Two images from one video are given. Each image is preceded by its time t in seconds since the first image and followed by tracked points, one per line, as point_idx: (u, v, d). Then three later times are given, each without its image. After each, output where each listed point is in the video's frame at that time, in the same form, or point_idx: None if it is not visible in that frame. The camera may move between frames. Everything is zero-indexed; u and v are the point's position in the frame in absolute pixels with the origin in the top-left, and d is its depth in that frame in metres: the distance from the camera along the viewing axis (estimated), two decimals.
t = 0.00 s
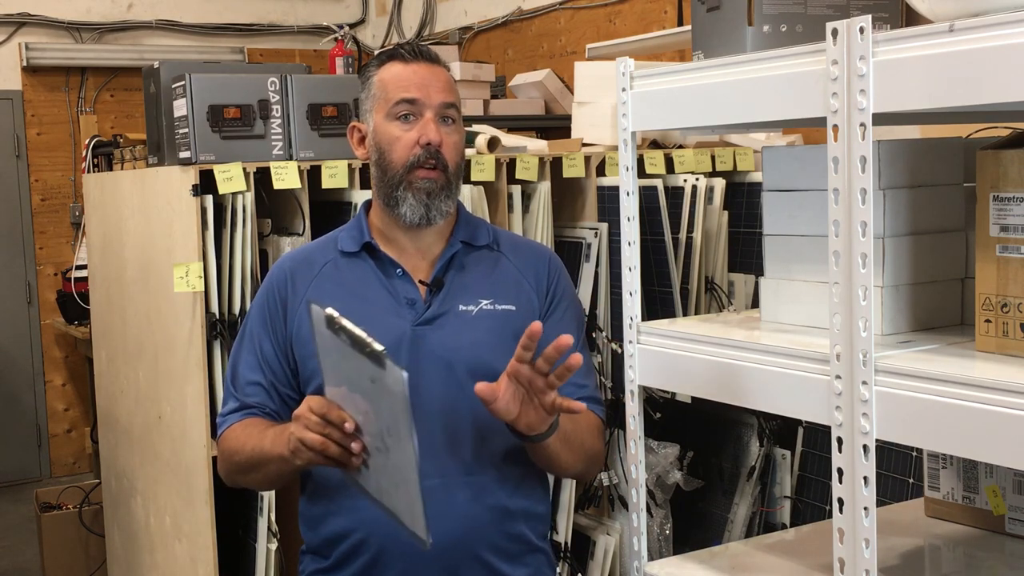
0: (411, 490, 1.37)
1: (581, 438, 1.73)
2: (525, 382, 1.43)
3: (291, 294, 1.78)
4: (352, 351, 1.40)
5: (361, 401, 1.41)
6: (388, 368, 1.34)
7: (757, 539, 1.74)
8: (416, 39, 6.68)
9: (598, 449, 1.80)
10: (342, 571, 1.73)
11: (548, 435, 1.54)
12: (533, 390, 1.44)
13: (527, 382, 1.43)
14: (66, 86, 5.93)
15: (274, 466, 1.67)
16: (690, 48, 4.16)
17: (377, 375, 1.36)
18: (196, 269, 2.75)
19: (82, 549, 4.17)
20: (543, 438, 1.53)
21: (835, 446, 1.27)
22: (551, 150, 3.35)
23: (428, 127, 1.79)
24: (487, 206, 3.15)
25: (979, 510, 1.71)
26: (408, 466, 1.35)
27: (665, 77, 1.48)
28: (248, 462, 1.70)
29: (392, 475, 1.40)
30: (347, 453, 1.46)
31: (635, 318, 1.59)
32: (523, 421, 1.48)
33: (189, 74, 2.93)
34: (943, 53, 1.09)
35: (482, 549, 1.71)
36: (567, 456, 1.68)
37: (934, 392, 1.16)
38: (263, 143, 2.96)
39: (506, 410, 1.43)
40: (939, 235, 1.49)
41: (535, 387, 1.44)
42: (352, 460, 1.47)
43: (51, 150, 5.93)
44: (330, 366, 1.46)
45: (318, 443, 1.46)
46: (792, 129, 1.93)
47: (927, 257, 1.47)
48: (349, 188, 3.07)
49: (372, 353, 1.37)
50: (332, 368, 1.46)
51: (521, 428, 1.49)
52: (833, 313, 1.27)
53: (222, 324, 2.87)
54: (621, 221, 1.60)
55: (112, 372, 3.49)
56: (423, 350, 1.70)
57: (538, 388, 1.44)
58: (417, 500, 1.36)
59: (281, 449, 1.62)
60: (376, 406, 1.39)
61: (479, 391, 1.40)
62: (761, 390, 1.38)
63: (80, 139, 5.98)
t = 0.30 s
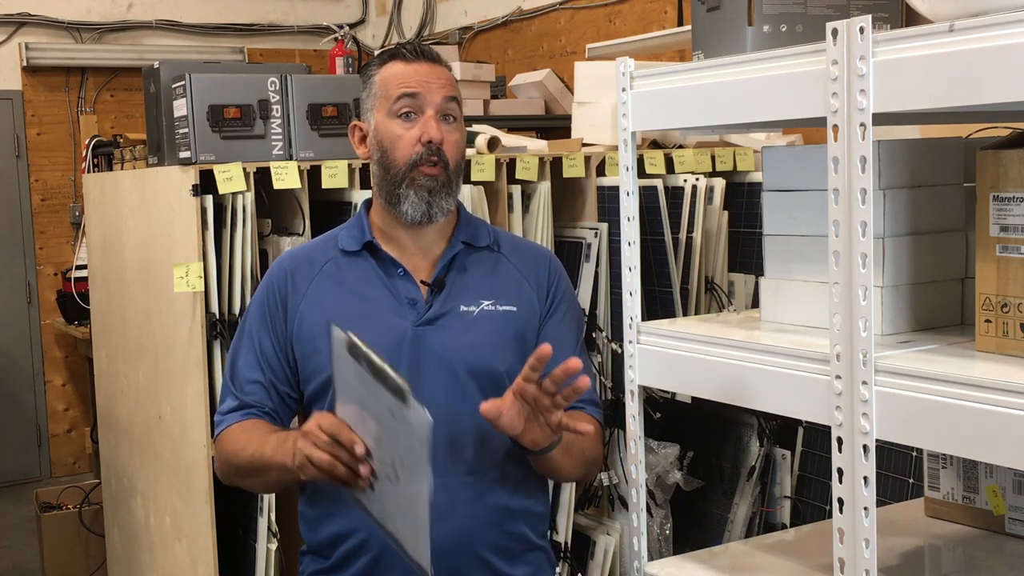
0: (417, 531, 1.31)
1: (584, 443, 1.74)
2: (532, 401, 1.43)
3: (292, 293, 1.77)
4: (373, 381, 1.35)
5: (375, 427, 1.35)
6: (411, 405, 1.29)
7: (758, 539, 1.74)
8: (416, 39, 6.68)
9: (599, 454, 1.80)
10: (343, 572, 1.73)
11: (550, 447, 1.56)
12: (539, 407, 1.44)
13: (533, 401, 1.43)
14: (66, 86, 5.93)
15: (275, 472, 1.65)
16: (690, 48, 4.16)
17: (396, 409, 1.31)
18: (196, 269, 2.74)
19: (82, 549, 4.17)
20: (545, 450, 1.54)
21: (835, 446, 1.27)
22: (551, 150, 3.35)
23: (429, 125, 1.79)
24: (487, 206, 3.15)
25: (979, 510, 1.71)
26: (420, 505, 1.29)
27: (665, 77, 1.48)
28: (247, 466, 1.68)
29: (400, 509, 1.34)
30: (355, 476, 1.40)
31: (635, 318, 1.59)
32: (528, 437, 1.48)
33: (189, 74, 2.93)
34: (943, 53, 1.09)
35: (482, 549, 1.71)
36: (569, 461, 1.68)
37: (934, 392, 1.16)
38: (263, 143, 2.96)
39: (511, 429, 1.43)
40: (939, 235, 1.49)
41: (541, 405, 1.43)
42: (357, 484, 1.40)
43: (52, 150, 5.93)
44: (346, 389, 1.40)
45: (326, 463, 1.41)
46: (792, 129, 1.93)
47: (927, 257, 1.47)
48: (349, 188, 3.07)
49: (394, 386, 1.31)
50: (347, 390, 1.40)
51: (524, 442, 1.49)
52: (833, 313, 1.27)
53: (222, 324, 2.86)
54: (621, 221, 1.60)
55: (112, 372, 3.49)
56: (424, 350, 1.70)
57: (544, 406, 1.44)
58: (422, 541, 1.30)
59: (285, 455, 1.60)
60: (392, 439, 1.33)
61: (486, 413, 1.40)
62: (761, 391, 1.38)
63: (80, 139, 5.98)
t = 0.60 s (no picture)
0: (472, 524, 1.35)
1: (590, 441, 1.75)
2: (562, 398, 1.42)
3: (294, 287, 1.72)
4: (465, 379, 1.33)
5: (449, 425, 1.33)
6: (513, 404, 1.33)
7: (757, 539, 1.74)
8: (416, 39, 6.68)
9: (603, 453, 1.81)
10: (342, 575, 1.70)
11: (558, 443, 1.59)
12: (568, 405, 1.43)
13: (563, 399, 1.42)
14: (66, 86, 5.93)
15: (294, 466, 1.52)
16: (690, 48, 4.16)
17: (491, 407, 1.33)
18: (196, 269, 2.74)
19: (82, 549, 4.17)
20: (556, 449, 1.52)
21: (835, 446, 1.27)
22: (551, 150, 3.35)
23: (428, 114, 1.78)
24: (487, 206, 3.16)
25: (979, 510, 1.71)
26: (489, 501, 1.35)
27: (664, 77, 1.48)
28: (259, 459, 1.57)
29: (453, 505, 1.35)
30: (405, 471, 1.30)
31: (635, 318, 1.59)
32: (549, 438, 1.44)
33: (190, 74, 2.93)
34: (943, 52, 1.10)
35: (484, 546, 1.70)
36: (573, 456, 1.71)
37: (934, 393, 1.16)
38: (263, 143, 2.96)
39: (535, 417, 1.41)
40: (938, 234, 1.50)
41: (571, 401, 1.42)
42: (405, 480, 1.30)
43: (52, 150, 5.93)
44: (415, 383, 1.35)
45: (377, 451, 1.31)
46: (792, 128, 1.93)
47: (927, 257, 1.48)
48: (349, 188, 3.07)
49: (492, 384, 1.34)
50: (421, 385, 1.34)
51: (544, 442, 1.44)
52: (833, 313, 1.27)
53: (221, 324, 2.86)
54: (621, 221, 1.60)
55: (112, 372, 3.49)
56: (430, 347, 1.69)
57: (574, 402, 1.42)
58: (478, 533, 1.35)
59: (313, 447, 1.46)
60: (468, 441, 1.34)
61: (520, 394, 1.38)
62: (762, 391, 1.38)
63: (80, 139, 5.98)
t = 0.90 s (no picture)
0: (518, 527, 1.39)
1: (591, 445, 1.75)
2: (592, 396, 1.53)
3: (299, 289, 1.69)
4: (521, 388, 1.33)
5: (496, 431, 1.35)
6: (573, 414, 1.34)
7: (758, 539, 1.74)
8: (416, 39, 6.68)
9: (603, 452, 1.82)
10: None
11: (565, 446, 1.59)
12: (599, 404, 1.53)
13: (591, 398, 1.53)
14: (66, 86, 5.92)
15: (322, 471, 1.47)
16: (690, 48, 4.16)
17: (548, 416, 1.33)
18: (196, 269, 2.74)
19: (82, 549, 4.18)
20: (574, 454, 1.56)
21: (835, 446, 1.27)
22: (551, 150, 3.35)
23: (428, 117, 1.78)
24: (487, 206, 3.16)
25: (979, 510, 1.71)
26: (537, 505, 1.38)
27: (665, 77, 1.48)
28: (282, 465, 1.52)
29: (499, 509, 1.38)
30: (445, 476, 1.35)
31: (635, 318, 1.59)
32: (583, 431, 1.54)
33: (189, 74, 2.93)
34: (943, 52, 1.09)
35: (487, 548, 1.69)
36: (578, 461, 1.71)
37: (934, 392, 1.16)
38: (263, 143, 2.96)
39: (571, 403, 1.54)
40: (938, 235, 1.49)
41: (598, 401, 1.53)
42: (445, 486, 1.36)
43: (52, 150, 5.93)
44: (465, 390, 1.34)
45: (421, 460, 1.34)
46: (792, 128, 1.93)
47: (927, 257, 1.47)
48: (349, 188, 3.07)
49: (549, 393, 1.33)
50: (471, 390, 1.34)
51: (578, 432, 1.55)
52: (833, 313, 1.27)
53: (221, 324, 2.86)
54: (620, 221, 1.60)
55: (112, 372, 3.49)
56: (438, 347, 1.69)
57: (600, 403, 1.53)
58: (523, 536, 1.39)
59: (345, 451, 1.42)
60: (518, 446, 1.35)
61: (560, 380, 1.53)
62: (763, 392, 1.38)
63: (80, 139, 5.98)
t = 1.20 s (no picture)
0: (528, 522, 1.41)
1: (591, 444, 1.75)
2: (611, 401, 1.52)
3: (300, 289, 1.69)
4: (530, 385, 1.34)
5: (507, 428, 1.35)
6: (584, 410, 1.35)
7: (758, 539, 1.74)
8: (416, 39, 6.68)
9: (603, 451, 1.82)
10: None
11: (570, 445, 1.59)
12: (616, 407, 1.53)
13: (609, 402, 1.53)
14: (66, 86, 5.92)
15: (327, 472, 1.46)
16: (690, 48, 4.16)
17: (559, 412, 1.35)
18: (196, 269, 2.74)
19: (82, 549, 4.17)
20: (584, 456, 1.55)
21: (835, 446, 1.27)
22: (551, 150, 3.35)
23: (429, 117, 1.78)
24: (487, 206, 3.16)
25: (979, 510, 1.71)
26: (546, 499, 1.40)
27: (665, 77, 1.48)
28: (286, 467, 1.51)
29: (508, 506, 1.39)
30: (455, 475, 1.34)
31: (635, 318, 1.59)
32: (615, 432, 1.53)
33: (189, 74, 2.93)
34: (943, 52, 1.09)
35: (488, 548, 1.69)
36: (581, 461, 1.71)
37: (933, 392, 1.16)
38: (263, 143, 2.96)
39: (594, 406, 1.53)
40: (938, 235, 1.49)
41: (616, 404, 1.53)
42: (454, 483, 1.34)
43: (52, 150, 5.93)
44: (473, 386, 1.34)
45: (431, 459, 1.31)
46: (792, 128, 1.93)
47: (927, 257, 1.47)
48: (349, 188, 3.07)
49: (561, 390, 1.34)
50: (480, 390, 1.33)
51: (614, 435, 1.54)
52: (833, 313, 1.27)
53: (221, 324, 2.85)
54: (620, 221, 1.60)
55: (112, 372, 3.49)
56: (439, 348, 1.69)
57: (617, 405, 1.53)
58: (532, 530, 1.42)
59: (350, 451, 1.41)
60: (528, 441, 1.36)
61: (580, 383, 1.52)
62: (763, 393, 1.38)
63: (80, 139, 5.98)
